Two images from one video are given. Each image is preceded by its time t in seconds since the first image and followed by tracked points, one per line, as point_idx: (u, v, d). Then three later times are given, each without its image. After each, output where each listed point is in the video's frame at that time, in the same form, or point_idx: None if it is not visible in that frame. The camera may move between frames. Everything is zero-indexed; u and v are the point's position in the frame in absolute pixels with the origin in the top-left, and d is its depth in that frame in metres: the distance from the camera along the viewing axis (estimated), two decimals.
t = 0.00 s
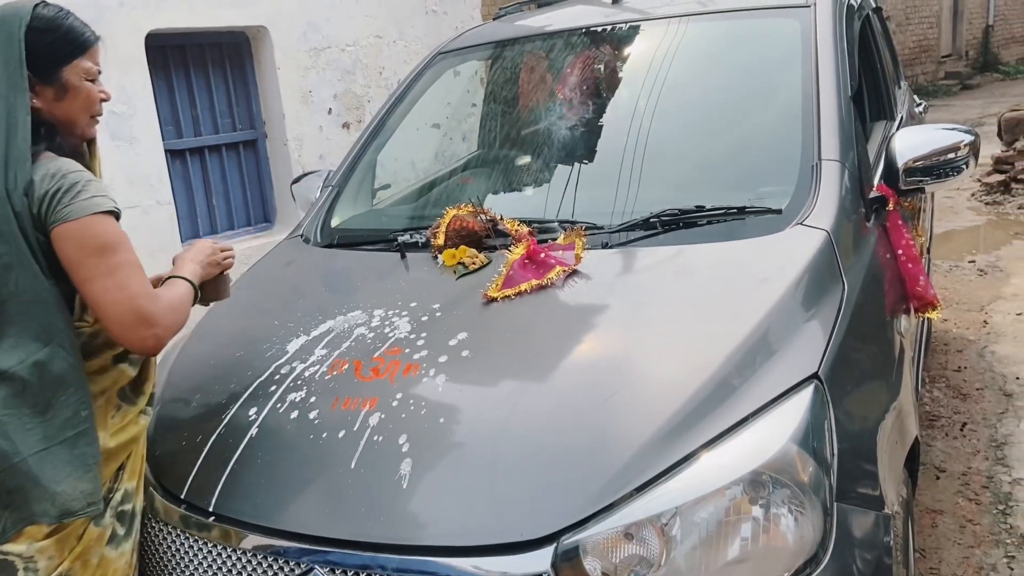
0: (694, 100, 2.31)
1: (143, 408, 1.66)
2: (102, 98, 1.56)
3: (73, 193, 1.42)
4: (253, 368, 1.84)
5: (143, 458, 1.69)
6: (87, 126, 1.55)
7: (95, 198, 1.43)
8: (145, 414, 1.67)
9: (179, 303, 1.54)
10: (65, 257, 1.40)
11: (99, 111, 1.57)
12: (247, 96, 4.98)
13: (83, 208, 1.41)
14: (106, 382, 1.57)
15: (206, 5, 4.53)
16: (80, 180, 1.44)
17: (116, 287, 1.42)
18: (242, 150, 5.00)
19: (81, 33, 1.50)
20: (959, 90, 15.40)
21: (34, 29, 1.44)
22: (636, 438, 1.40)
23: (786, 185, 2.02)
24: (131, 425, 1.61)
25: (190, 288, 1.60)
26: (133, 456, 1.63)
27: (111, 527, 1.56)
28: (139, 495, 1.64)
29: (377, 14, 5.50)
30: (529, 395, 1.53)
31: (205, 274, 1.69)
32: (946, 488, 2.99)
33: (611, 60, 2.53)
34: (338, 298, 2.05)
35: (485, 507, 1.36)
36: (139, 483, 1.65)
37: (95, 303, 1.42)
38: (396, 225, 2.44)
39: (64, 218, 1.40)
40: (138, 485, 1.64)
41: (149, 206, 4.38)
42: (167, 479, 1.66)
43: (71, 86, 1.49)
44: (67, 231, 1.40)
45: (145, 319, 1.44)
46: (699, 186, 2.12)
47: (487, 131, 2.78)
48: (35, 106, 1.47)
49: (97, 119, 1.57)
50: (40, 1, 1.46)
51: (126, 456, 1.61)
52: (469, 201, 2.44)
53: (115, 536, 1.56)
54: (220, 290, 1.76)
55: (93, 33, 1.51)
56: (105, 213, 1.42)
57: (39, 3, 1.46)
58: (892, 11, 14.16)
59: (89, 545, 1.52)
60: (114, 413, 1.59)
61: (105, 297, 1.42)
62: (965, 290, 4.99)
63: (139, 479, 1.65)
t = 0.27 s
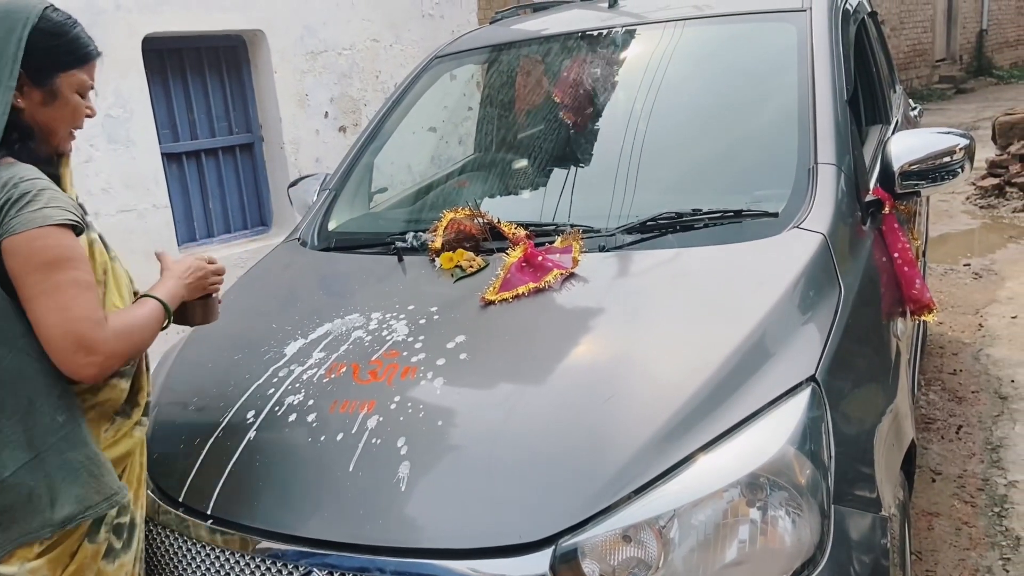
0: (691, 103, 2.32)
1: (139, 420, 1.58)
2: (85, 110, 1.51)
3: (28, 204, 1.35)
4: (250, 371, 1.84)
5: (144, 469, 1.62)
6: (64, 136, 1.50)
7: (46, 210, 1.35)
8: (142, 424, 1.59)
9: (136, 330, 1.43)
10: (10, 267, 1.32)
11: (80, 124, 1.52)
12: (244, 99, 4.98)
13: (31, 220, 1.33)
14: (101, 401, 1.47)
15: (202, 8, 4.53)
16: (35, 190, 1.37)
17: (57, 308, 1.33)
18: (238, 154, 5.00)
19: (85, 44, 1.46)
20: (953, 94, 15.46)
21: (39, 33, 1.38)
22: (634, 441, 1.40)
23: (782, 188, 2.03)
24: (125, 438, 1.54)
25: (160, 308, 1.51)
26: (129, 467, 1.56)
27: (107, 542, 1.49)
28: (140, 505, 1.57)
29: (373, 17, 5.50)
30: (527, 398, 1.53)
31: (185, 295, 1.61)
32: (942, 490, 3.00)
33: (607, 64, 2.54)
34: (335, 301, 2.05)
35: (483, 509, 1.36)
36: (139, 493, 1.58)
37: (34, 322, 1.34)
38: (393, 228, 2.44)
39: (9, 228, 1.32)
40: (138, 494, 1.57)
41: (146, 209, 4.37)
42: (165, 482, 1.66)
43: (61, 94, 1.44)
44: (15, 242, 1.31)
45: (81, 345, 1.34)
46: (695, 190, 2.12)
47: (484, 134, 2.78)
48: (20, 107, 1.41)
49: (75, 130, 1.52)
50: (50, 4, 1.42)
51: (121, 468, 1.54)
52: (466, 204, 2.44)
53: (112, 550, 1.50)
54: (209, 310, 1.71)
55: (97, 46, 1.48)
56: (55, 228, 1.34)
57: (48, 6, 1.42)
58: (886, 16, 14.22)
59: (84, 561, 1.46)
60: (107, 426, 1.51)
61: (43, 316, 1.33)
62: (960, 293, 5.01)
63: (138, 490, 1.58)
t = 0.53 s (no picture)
0: (690, 105, 2.32)
1: (133, 435, 1.53)
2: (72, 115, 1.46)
3: None
4: (250, 372, 1.84)
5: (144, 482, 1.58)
6: (47, 139, 1.44)
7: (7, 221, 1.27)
8: (136, 439, 1.54)
9: (93, 358, 1.35)
10: None
11: (65, 128, 1.47)
12: (243, 102, 4.98)
13: None
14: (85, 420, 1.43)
15: (201, 11, 4.53)
16: None
17: None
18: (237, 156, 5.00)
19: (73, 45, 1.41)
20: (951, 97, 15.49)
21: (22, 29, 1.34)
22: (633, 442, 1.40)
23: (781, 189, 2.03)
24: (116, 453, 1.49)
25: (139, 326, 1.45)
26: (123, 481, 1.52)
27: (96, 558, 1.46)
28: (139, 518, 1.53)
29: (372, 20, 5.51)
30: (527, 399, 1.53)
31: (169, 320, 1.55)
32: (941, 492, 3.00)
33: (607, 66, 2.54)
34: (335, 302, 2.05)
35: (483, 509, 1.36)
36: (138, 507, 1.54)
37: None
38: (393, 230, 2.44)
39: None
40: (135, 506, 1.54)
41: (145, 211, 4.37)
42: (165, 484, 1.66)
43: (44, 95, 1.40)
44: None
45: (19, 373, 1.27)
46: (695, 191, 2.13)
47: (483, 136, 2.79)
48: None
49: (62, 135, 1.47)
50: (37, 1, 1.37)
51: (113, 484, 1.50)
52: (465, 205, 2.44)
53: (102, 565, 1.47)
54: (207, 331, 1.70)
55: (85, 47, 1.43)
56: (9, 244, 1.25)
57: (35, 2, 1.38)
58: (884, 19, 14.25)
59: None
60: (95, 443, 1.47)
61: None
62: (959, 295, 5.02)
63: (135, 505, 1.54)
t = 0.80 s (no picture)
0: (690, 107, 2.32)
1: (127, 450, 1.49)
2: (62, 119, 1.42)
3: None
4: (250, 373, 1.84)
5: (144, 493, 1.54)
6: (36, 145, 1.40)
7: None
8: (131, 453, 1.50)
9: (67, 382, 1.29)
10: None
11: (55, 133, 1.42)
12: (243, 104, 4.98)
13: None
14: (71, 436, 1.39)
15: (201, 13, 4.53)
16: None
17: None
18: (238, 158, 5.01)
19: (65, 47, 1.36)
20: (952, 99, 15.50)
21: (13, 31, 1.29)
22: (633, 443, 1.40)
23: (781, 191, 2.03)
24: (108, 467, 1.45)
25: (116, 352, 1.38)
26: (117, 494, 1.48)
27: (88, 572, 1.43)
28: (137, 530, 1.50)
29: (373, 22, 5.51)
30: (527, 400, 1.53)
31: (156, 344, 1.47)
32: (941, 493, 3.00)
33: (607, 67, 2.54)
34: (335, 304, 2.05)
35: (483, 510, 1.36)
36: (136, 518, 1.51)
37: None
38: (393, 231, 2.44)
39: None
40: (132, 518, 1.50)
41: (145, 213, 4.37)
42: (165, 485, 1.66)
43: (34, 99, 1.35)
44: None
45: None
46: (695, 192, 2.13)
47: (483, 138, 2.79)
48: None
49: (52, 140, 1.43)
50: (29, 2, 1.32)
51: (105, 497, 1.46)
52: (465, 207, 2.44)
53: None
54: (201, 354, 1.61)
55: (80, 51, 1.39)
56: None
57: (28, 3, 1.32)
58: (884, 21, 14.26)
59: None
60: (84, 458, 1.43)
61: None
62: (959, 297, 5.02)
63: (132, 517, 1.51)
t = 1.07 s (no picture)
0: (691, 108, 2.32)
1: (127, 458, 1.49)
2: (62, 123, 1.42)
3: None
4: (251, 375, 1.84)
5: (143, 497, 1.54)
6: (36, 149, 1.40)
7: None
8: (131, 462, 1.50)
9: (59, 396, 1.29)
10: None
11: (55, 137, 1.43)
12: (244, 106, 4.99)
13: None
14: (71, 446, 1.39)
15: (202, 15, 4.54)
16: None
17: None
18: (239, 160, 5.01)
19: (62, 50, 1.37)
20: (952, 100, 15.50)
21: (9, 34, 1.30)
22: (633, 445, 1.40)
23: (782, 192, 2.03)
24: (108, 475, 1.45)
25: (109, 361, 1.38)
26: (116, 502, 1.48)
27: None
28: (135, 534, 1.50)
29: (374, 23, 5.52)
30: (527, 401, 1.53)
31: (152, 357, 1.46)
32: (943, 494, 2.99)
33: (607, 69, 2.55)
34: (336, 305, 2.05)
35: (483, 512, 1.36)
36: (134, 524, 1.51)
37: None
38: (394, 233, 2.44)
39: None
40: (130, 525, 1.50)
41: (146, 215, 4.38)
42: (166, 487, 1.66)
43: (34, 103, 1.35)
44: None
45: None
46: (695, 194, 2.13)
47: (484, 139, 2.79)
48: None
49: (51, 143, 1.43)
50: (26, 5, 1.33)
51: (104, 505, 1.46)
52: (466, 208, 2.45)
53: None
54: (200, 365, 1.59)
55: (78, 52, 1.40)
56: None
57: (25, 6, 1.33)
58: (885, 22, 14.27)
59: None
60: (85, 464, 1.42)
61: None
62: (960, 297, 5.02)
63: (131, 521, 1.51)
